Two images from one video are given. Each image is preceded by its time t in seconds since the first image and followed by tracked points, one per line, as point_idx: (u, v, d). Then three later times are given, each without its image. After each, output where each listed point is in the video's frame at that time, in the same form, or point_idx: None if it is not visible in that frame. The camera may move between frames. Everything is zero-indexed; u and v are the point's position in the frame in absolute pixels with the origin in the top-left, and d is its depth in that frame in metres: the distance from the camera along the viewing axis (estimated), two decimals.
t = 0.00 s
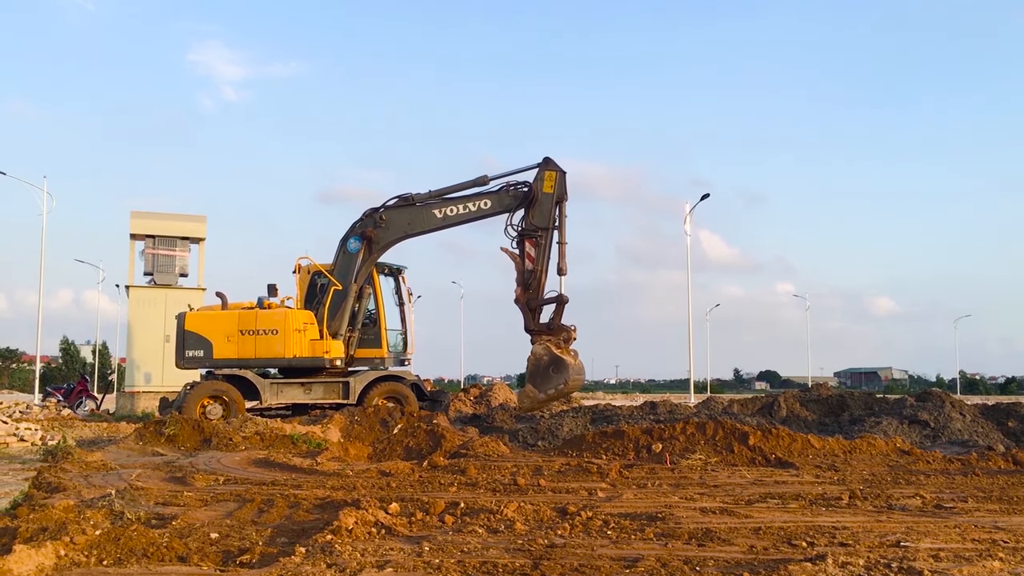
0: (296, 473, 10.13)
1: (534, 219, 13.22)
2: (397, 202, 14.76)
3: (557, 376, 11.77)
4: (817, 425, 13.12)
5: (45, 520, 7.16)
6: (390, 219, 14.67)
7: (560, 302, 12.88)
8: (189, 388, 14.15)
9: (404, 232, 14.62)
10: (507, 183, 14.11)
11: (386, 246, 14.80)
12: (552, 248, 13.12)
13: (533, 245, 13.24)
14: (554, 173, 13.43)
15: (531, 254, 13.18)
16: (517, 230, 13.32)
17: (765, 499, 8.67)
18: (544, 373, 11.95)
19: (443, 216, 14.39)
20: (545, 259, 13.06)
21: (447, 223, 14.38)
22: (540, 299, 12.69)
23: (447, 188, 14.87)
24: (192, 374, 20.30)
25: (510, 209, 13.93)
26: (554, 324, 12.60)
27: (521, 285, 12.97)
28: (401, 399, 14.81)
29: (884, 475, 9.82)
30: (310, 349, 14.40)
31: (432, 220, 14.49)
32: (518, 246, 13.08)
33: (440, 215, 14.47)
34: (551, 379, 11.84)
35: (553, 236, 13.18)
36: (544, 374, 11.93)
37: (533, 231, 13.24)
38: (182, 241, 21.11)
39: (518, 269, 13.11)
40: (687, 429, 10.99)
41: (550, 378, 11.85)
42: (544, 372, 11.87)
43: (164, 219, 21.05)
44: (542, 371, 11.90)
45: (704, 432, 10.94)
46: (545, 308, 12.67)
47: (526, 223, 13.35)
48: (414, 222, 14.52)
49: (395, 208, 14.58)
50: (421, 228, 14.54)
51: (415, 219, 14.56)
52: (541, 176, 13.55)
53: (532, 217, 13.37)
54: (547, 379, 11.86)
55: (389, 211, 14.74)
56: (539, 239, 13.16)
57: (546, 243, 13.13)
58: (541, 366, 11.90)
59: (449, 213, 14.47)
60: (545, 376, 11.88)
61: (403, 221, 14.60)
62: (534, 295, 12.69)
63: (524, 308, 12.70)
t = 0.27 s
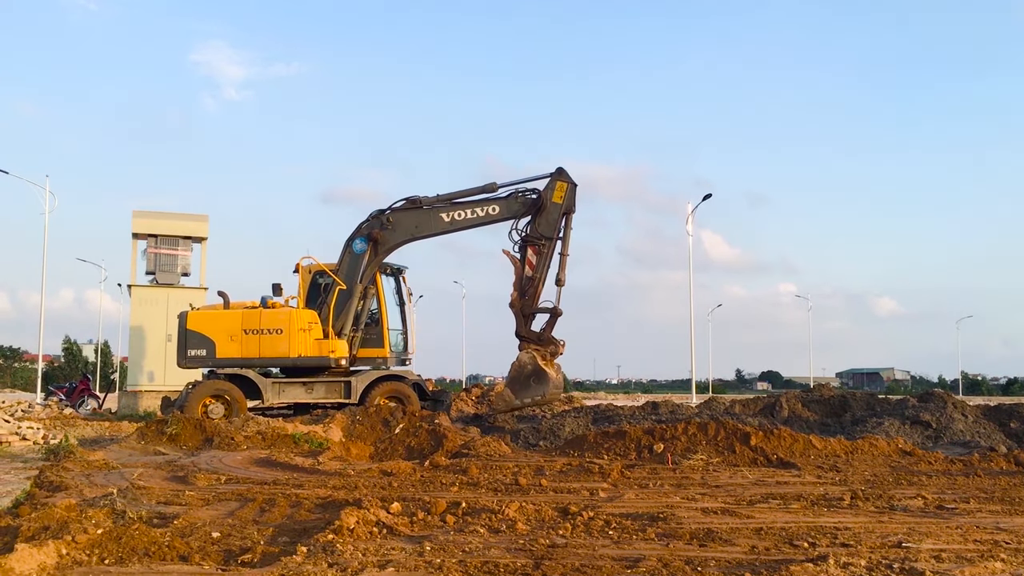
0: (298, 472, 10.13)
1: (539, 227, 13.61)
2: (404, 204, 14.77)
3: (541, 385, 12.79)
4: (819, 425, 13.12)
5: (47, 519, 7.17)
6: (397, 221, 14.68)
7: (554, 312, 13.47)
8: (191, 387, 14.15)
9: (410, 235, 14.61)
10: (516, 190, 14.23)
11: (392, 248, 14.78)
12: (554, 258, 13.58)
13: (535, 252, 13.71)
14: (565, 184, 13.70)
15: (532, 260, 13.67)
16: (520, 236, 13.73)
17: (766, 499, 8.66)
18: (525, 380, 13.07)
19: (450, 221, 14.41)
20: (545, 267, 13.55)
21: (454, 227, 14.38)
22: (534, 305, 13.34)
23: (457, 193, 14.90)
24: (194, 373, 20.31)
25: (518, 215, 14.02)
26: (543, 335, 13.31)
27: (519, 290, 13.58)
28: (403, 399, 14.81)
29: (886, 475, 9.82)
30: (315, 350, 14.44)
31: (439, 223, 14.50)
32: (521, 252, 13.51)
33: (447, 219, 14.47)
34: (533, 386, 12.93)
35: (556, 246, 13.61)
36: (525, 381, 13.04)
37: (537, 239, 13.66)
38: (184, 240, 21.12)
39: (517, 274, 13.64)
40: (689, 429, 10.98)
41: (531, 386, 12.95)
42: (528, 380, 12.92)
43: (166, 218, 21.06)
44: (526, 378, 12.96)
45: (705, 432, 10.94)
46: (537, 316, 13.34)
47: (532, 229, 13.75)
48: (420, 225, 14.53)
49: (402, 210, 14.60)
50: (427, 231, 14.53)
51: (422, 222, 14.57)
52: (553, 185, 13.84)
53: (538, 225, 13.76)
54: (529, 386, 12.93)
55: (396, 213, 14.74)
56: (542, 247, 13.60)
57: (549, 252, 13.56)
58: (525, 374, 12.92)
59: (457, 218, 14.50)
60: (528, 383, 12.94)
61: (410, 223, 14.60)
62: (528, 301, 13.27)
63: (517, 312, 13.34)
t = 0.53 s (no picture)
0: (300, 471, 10.14)
1: (548, 241, 13.97)
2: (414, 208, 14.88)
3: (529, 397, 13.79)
4: (821, 424, 13.11)
5: (49, 517, 7.18)
6: (408, 224, 14.79)
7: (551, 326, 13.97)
8: (193, 385, 14.17)
9: (420, 239, 14.79)
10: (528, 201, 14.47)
11: (400, 251, 14.92)
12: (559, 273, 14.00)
13: (540, 264, 14.13)
14: (579, 201, 14.01)
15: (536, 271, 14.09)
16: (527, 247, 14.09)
17: (768, 498, 8.66)
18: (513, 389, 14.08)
19: (462, 228, 14.61)
20: (549, 280, 14.03)
21: (464, 234, 14.58)
22: (533, 315, 13.82)
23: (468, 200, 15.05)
24: (195, 371, 20.33)
25: (528, 227, 14.31)
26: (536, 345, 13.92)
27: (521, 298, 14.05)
28: (404, 397, 14.82)
29: (888, 475, 9.82)
30: (321, 347, 14.44)
31: (449, 229, 14.68)
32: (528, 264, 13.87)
33: (458, 226, 14.66)
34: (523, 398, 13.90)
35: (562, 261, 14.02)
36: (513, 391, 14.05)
37: (543, 251, 14.06)
38: (186, 238, 21.13)
39: (521, 282, 14.05)
40: (690, 428, 10.99)
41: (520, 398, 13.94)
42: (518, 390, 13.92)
43: (168, 217, 21.08)
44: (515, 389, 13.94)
45: (707, 431, 10.94)
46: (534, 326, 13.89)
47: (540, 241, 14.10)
48: (431, 230, 14.71)
49: (413, 214, 14.70)
50: (437, 237, 14.74)
51: (432, 227, 14.72)
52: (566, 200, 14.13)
53: (547, 237, 14.12)
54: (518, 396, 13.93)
55: (406, 216, 14.86)
56: (548, 261, 14.00)
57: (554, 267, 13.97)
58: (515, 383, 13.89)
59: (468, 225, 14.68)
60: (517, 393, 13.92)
61: (420, 228, 14.75)
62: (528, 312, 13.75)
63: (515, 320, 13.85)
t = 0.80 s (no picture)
0: (303, 469, 10.15)
1: (560, 254, 13.89)
2: (428, 213, 14.82)
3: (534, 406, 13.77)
4: (825, 423, 13.08)
5: (53, 515, 7.19)
6: (420, 228, 14.71)
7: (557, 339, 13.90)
8: (196, 384, 14.17)
9: (431, 244, 14.69)
10: (542, 214, 14.47)
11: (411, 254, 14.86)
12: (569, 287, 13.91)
13: (551, 277, 14.05)
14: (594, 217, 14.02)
15: (546, 284, 13.99)
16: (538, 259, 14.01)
17: (771, 497, 8.65)
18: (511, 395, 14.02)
19: (474, 235, 14.53)
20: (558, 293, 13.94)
21: (474, 241, 14.50)
22: (539, 327, 13.74)
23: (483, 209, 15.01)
24: (199, 369, 20.37)
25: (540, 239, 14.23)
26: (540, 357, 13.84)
27: (529, 309, 13.91)
28: (407, 396, 14.83)
29: (893, 474, 9.79)
30: (331, 347, 14.54)
31: (461, 236, 14.61)
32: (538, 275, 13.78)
33: (471, 233, 14.59)
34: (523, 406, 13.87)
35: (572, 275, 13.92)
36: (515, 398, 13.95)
37: (555, 265, 13.98)
38: (190, 237, 21.16)
39: (529, 293, 13.97)
40: (694, 427, 10.97)
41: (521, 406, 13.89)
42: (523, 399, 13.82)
43: (172, 215, 21.09)
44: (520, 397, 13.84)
45: (710, 430, 10.92)
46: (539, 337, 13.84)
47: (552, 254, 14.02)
48: (443, 235, 14.61)
49: (426, 218, 14.63)
50: (449, 242, 14.63)
51: (444, 232, 14.65)
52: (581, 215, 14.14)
53: (559, 250, 14.04)
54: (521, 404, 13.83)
55: (419, 220, 14.80)
56: (558, 274, 13.91)
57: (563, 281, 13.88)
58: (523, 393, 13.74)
59: (481, 233, 14.62)
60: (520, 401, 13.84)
61: (432, 233, 14.65)
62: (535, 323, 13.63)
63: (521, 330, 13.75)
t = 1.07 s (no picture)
0: (308, 466, 10.17)
1: (570, 260, 14.63)
2: (438, 215, 15.30)
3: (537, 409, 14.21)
4: (829, 420, 13.08)
5: (59, 512, 7.22)
6: (432, 230, 15.22)
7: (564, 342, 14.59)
8: (201, 381, 14.18)
9: (441, 245, 15.18)
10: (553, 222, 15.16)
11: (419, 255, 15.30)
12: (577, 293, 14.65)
13: (559, 282, 14.76)
14: (603, 227, 14.78)
15: (555, 289, 14.69)
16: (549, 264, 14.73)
17: (776, 494, 8.63)
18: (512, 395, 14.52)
19: (485, 239, 15.10)
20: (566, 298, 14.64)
21: (485, 244, 15.06)
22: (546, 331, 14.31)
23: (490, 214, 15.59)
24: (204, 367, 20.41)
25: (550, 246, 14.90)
26: (546, 359, 14.54)
27: (536, 312, 14.54)
28: (412, 393, 14.85)
29: (898, 471, 9.78)
30: (345, 344, 14.61)
31: (471, 239, 15.17)
32: (549, 280, 14.51)
33: (481, 237, 15.17)
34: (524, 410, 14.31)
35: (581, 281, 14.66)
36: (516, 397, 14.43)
37: (564, 271, 14.69)
38: (195, 234, 21.20)
39: (539, 297, 14.66)
40: (698, 424, 10.98)
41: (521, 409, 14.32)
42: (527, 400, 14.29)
43: (177, 213, 21.12)
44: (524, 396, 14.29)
45: (715, 427, 10.92)
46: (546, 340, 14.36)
47: (563, 260, 14.73)
48: (454, 238, 15.14)
49: (438, 221, 15.13)
50: (459, 245, 15.17)
51: (455, 234, 15.15)
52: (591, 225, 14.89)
53: (569, 257, 14.75)
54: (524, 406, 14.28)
55: (430, 222, 15.27)
56: (567, 279, 14.63)
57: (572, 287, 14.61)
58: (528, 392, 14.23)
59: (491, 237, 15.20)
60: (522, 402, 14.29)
61: (443, 235, 15.16)
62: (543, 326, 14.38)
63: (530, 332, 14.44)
